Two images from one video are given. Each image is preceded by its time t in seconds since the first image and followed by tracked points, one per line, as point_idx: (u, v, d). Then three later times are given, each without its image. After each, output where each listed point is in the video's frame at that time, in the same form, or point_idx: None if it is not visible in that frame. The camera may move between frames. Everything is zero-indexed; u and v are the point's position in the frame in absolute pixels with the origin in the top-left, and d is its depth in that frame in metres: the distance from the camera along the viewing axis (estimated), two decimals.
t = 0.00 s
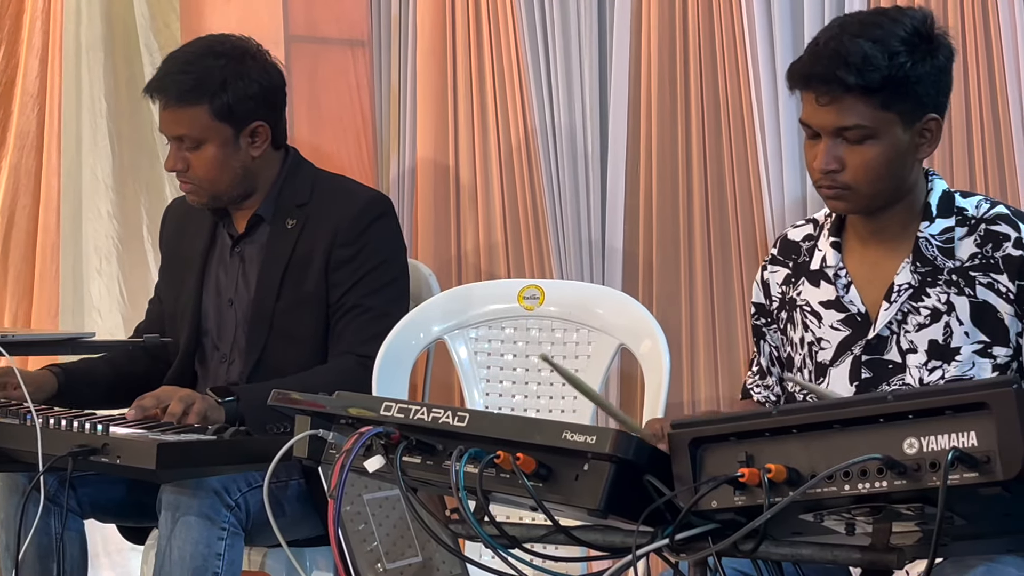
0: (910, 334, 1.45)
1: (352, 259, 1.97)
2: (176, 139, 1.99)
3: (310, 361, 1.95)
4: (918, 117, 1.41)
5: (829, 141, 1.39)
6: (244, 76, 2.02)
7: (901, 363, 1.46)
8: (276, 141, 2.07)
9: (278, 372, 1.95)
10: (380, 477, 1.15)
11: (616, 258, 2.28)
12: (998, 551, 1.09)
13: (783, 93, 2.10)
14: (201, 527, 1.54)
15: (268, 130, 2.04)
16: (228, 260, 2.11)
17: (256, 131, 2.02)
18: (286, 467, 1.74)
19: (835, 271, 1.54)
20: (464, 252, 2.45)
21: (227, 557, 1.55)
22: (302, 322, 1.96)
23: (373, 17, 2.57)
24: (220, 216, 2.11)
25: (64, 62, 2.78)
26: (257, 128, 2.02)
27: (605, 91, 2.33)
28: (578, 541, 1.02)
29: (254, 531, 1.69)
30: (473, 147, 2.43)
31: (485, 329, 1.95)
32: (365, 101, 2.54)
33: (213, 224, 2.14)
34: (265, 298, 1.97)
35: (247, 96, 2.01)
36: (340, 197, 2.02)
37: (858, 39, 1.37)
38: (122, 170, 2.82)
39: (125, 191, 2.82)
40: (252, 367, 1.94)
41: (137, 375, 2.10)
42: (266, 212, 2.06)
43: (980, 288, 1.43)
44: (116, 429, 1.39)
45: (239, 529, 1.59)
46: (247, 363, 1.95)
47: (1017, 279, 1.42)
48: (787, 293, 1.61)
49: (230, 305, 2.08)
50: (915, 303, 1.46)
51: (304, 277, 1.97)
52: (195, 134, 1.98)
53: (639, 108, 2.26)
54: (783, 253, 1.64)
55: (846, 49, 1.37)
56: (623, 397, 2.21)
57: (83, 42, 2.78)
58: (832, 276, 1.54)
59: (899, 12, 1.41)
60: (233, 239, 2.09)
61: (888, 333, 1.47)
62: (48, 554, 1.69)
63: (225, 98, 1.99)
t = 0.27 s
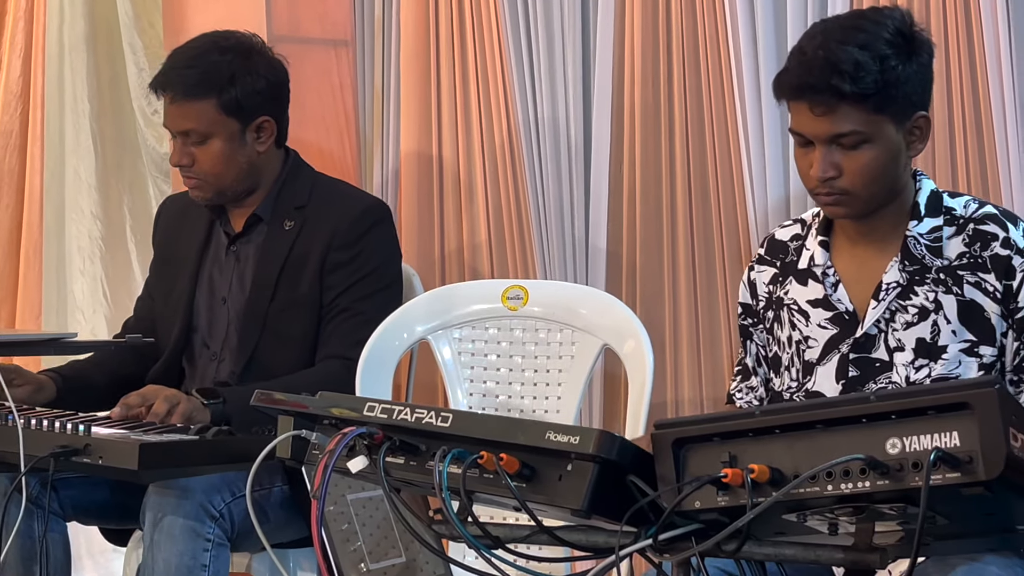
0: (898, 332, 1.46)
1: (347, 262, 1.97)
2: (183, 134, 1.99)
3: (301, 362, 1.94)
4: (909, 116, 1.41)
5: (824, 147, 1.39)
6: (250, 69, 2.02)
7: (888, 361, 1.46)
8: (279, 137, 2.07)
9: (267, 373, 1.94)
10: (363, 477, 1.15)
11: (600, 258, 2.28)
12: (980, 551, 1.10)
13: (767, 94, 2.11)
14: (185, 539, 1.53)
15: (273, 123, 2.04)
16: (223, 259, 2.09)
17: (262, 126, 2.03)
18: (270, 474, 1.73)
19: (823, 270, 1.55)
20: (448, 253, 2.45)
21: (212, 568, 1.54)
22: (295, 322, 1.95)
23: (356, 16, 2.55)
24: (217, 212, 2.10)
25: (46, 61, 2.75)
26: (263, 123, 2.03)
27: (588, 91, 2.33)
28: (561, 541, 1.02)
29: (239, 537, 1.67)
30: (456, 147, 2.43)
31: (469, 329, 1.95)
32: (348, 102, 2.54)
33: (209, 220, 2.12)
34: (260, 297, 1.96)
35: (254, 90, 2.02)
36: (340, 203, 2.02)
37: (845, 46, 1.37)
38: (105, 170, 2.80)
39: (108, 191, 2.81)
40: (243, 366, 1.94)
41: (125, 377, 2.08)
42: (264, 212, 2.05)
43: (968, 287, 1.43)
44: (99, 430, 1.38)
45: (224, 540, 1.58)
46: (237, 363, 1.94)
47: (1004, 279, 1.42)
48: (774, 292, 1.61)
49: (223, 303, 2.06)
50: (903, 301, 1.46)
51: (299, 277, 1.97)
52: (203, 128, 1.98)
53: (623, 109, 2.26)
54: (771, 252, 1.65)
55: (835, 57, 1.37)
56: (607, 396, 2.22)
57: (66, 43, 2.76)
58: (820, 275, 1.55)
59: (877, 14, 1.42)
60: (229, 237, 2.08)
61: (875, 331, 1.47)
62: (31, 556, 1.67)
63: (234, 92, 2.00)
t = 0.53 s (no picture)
0: (881, 331, 1.46)
1: (340, 262, 1.97)
2: (196, 122, 1.99)
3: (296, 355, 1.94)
4: (895, 114, 1.42)
5: (808, 144, 1.39)
6: (259, 57, 2.06)
7: (871, 360, 1.46)
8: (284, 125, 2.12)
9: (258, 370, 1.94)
10: (349, 477, 1.14)
11: (585, 256, 2.28)
12: (964, 550, 1.11)
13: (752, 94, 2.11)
14: (168, 539, 1.52)
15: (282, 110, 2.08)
16: (217, 255, 2.09)
17: (272, 113, 2.06)
18: (252, 473, 1.72)
19: (807, 269, 1.55)
20: (432, 252, 2.44)
21: (196, 568, 1.54)
22: (287, 318, 1.95)
23: (340, 16, 2.54)
24: (211, 209, 2.10)
25: (30, 61, 2.75)
26: (273, 109, 2.06)
27: (573, 90, 2.33)
28: (546, 541, 1.02)
29: (223, 535, 1.65)
30: (441, 146, 2.42)
31: (454, 329, 1.94)
32: (333, 103, 2.53)
33: (203, 216, 2.12)
34: (252, 294, 1.95)
35: (266, 76, 2.06)
36: (335, 204, 2.02)
37: (831, 44, 1.38)
38: (89, 170, 2.78)
39: (92, 191, 2.78)
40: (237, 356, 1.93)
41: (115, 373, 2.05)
42: (259, 209, 2.05)
43: (952, 286, 1.43)
44: (82, 429, 1.38)
45: (208, 540, 1.57)
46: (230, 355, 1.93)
47: (989, 279, 1.41)
48: (758, 290, 1.62)
49: (214, 299, 2.05)
50: (887, 300, 1.46)
51: (292, 276, 1.96)
52: (218, 114, 1.99)
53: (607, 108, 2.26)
54: (754, 251, 1.65)
55: (822, 54, 1.37)
56: (592, 396, 2.22)
57: (49, 42, 2.74)
58: (804, 274, 1.56)
59: (864, 14, 1.43)
60: (223, 235, 2.08)
61: (859, 330, 1.48)
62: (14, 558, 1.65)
63: (249, 78, 2.03)
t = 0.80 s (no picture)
0: (862, 332, 1.46)
1: (327, 257, 1.97)
2: (180, 118, 1.99)
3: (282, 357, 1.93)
4: (866, 120, 1.42)
5: (779, 144, 1.40)
6: (243, 53, 2.06)
7: (853, 361, 1.47)
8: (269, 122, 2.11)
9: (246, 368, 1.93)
10: (334, 478, 1.14)
11: (570, 256, 2.27)
12: (948, 551, 1.11)
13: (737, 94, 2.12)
14: (155, 540, 1.51)
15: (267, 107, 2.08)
16: (202, 255, 2.08)
17: (256, 110, 2.06)
18: (238, 474, 1.71)
19: (788, 271, 1.55)
20: (417, 253, 2.44)
21: (183, 569, 1.53)
22: (274, 315, 1.94)
23: (325, 16, 2.54)
24: (197, 208, 2.09)
25: (15, 60, 2.75)
26: (257, 106, 2.06)
27: (558, 91, 2.32)
28: (531, 541, 1.02)
29: (210, 538, 1.65)
30: (427, 146, 2.42)
31: (439, 329, 1.94)
32: (319, 104, 2.52)
33: (189, 216, 2.11)
34: (238, 290, 1.94)
35: (251, 72, 2.06)
36: (322, 201, 2.01)
37: (803, 44, 1.38)
38: (74, 171, 2.77)
39: (78, 193, 2.77)
40: (223, 356, 1.92)
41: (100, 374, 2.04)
42: (245, 207, 2.04)
43: (931, 286, 1.43)
44: (66, 432, 1.37)
45: (194, 541, 1.56)
46: (216, 356, 1.92)
47: (967, 278, 1.41)
48: (740, 294, 1.62)
49: (201, 299, 2.04)
50: (867, 300, 1.47)
51: (278, 274, 1.96)
52: (203, 110, 1.99)
53: (592, 108, 2.26)
54: (736, 253, 1.65)
55: (791, 54, 1.38)
56: (577, 397, 2.22)
57: (34, 42, 2.74)
58: (785, 276, 1.56)
59: (845, 16, 1.43)
60: (209, 234, 2.07)
61: (840, 331, 1.48)
62: None
63: (234, 73, 2.03)
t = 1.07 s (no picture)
0: (845, 332, 1.47)
1: (311, 254, 1.96)
2: (158, 117, 1.98)
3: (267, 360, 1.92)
4: (849, 120, 1.42)
5: (762, 146, 1.40)
6: (220, 51, 2.05)
7: (836, 360, 1.47)
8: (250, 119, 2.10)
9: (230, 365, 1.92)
10: (320, 478, 1.14)
11: (556, 256, 2.27)
12: (933, 550, 1.11)
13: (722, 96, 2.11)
14: (139, 540, 1.50)
15: (246, 104, 2.07)
16: (186, 253, 2.07)
17: (235, 107, 2.05)
18: (224, 473, 1.71)
19: (772, 271, 1.56)
20: (404, 253, 2.44)
21: (167, 569, 1.52)
22: (258, 313, 1.93)
23: (312, 17, 2.54)
24: (181, 208, 2.09)
25: None
26: (237, 104, 2.05)
27: (545, 90, 2.32)
28: (517, 542, 1.02)
29: (194, 539, 1.64)
30: (413, 146, 2.42)
31: (425, 329, 1.94)
32: (304, 104, 2.52)
33: (173, 215, 2.10)
34: (223, 287, 1.93)
35: (228, 70, 2.05)
36: (306, 198, 2.00)
37: (784, 46, 1.39)
38: (60, 171, 2.75)
39: (63, 193, 2.75)
40: (206, 356, 1.92)
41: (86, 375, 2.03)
42: (230, 204, 2.03)
43: (914, 286, 1.44)
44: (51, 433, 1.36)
45: (179, 541, 1.55)
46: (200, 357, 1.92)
47: (950, 277, 1.41)
48: (724, 292, 1.63)
49: (185, 297, 2.03)
50: (851, 300, 1.47)
51: (262, 271, 1.95)
52: (180, 108, 1.98)
53: (578, 108, 2.26)
54: (720, 252, 1.66)
55: (773, 57, 1.38)
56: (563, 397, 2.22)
57: (19, 41, 2.73)
58: (768, 275, 1.56)
59: (826, 16, 1.43)
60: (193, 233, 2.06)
61: (823, 331, 1.48)
62: None
63: (210, 71, 2.02)
